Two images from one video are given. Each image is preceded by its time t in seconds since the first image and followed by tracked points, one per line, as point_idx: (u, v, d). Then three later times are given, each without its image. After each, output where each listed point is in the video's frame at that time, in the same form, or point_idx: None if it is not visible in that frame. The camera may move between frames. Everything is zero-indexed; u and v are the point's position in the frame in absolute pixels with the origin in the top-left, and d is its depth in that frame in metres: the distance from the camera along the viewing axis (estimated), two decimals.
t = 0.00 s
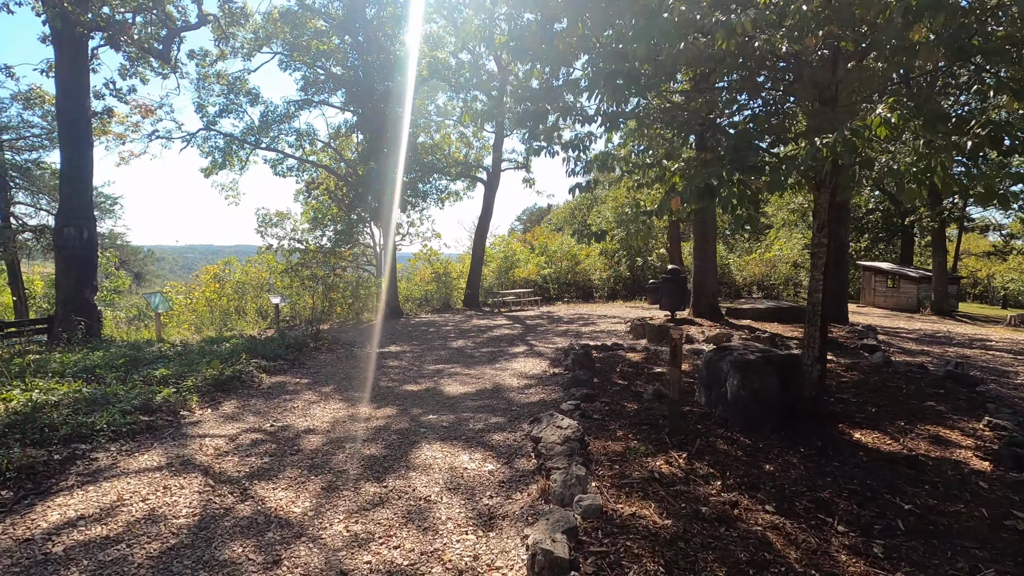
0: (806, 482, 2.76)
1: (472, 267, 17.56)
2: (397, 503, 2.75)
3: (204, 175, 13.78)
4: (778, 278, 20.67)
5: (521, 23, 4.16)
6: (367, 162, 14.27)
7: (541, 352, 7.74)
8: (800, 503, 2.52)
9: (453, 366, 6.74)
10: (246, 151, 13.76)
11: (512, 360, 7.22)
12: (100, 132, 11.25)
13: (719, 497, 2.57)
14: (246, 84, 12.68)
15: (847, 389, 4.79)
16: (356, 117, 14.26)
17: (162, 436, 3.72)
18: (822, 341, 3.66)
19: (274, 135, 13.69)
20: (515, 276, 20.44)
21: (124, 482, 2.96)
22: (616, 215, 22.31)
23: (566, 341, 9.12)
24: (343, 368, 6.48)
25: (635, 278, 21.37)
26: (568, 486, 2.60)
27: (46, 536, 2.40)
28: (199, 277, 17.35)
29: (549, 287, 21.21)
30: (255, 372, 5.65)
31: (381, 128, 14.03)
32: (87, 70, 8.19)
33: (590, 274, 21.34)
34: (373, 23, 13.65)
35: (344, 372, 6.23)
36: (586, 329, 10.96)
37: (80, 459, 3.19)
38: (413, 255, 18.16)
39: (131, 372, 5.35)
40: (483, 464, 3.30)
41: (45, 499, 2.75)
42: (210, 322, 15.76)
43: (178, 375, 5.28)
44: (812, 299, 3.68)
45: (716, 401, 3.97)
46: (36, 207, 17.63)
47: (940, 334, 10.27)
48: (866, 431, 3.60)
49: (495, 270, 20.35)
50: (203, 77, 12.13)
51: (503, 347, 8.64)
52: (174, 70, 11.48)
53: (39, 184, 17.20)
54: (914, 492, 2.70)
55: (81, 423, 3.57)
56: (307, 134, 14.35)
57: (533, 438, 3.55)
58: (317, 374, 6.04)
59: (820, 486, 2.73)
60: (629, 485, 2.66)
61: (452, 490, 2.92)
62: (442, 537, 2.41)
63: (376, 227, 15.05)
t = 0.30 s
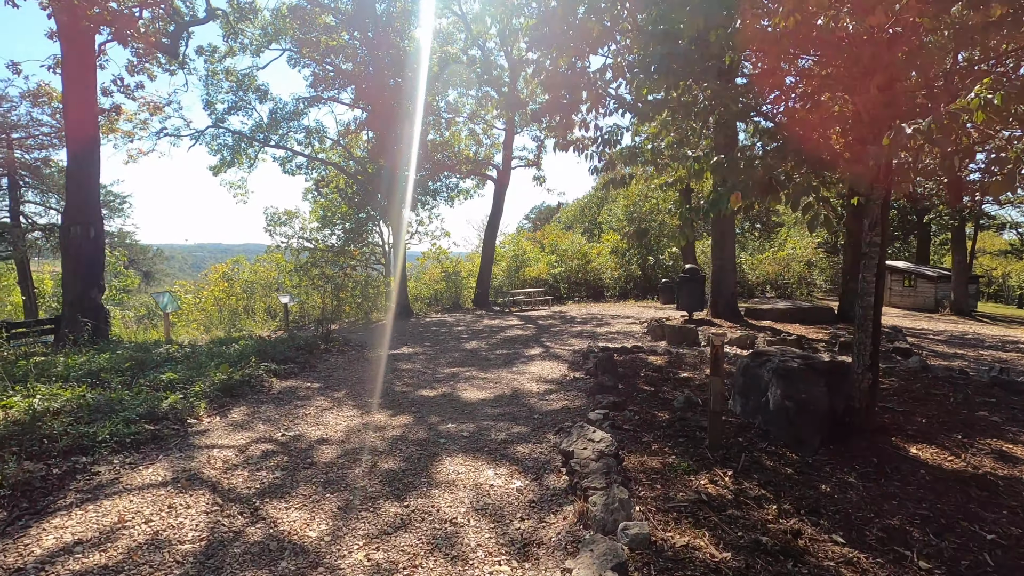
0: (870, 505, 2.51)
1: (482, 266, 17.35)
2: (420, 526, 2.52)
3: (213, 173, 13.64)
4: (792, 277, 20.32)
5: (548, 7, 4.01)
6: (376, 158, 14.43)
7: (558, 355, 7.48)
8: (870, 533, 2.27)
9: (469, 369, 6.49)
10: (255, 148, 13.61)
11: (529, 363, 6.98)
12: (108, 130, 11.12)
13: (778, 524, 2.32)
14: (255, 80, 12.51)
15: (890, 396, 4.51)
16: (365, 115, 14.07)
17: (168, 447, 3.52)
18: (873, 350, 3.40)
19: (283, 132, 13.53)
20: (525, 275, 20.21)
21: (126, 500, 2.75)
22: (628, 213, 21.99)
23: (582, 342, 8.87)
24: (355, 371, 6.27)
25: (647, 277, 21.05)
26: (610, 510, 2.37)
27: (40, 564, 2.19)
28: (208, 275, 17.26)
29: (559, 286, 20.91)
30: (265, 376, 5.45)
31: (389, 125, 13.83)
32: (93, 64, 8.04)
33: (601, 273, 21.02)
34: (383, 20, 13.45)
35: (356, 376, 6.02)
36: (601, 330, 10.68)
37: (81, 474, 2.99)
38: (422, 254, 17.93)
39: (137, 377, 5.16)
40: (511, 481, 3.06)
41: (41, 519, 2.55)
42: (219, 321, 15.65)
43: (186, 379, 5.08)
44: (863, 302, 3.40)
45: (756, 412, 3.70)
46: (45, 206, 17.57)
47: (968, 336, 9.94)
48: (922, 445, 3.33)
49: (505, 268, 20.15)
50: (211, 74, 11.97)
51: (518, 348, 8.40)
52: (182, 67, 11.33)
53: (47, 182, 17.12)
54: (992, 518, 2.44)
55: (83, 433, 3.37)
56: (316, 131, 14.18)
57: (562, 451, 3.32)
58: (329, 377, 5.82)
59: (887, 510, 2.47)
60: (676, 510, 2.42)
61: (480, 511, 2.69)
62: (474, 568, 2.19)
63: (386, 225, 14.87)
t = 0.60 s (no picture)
0: (945, 530, 2.25)
1: (491, 265, 17.11)
2: (443, 551, 2.29)
3: (219, 170, 13.47)
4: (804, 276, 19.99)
5: None
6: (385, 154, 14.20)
7: (574, 356, 7.23)
8: (952, 565, 2.01)
9: (483, 372, 6.25)
10: (261, 146, 13.43)
11: (544, 365, 6.74)
12: (113, 126, 10.97)
13: (846, 556, 2.07)
14: (261, 76, 12.30)
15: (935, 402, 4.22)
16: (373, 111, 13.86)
17: (168, 457, 3.31)
18: (929, 353, 3.11)
19: (290, 129, 13.34)
20: (534, 274, 19.98)
21: (121, 518, 2.54)
22: (637, 212, 21.69)
23: (597, 343, 8.62)
24: (365, 374, 6.04)
25: (657, 276, 20.75)
26: (654, 538, 2.12)
27: None
28: (215, 274, 17.11)
29: (568, 285, 20.63)
30: (272, 379, 5.23)
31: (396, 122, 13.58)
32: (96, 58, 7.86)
33: (610, 272, 20.72)
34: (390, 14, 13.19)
35: (366, 379, 5.80)
36: (615, 330, 10.41)
37: (74, 488, 2.78)
38: (429, 253, 17.76)
39: (138, 380, 4.94)
40: (537, 498, 2.82)
41: (27, 540, 2.34)
42: (225, 320, 15.52)
43: (190, 382, 4.87)
44: (917, 303, 3.12)
45: (797, 419, 3.45)
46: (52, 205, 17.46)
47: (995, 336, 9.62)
48: (984, 458, 3.06)
49: (514, 267, 19.94)
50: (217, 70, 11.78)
51: (530, 349, 8.16)
52: (187, 62, 11.15)
53: (54, 180, 17.04)
54: None
55: (78, 443, 3.16)
56: (323, 128, 13.97)
57: (591, 464, 3.07)
58: (338, 381, 5.60)
59: (964, 537, 2.21)
60: (729, 537, 2.17)
61: (506, 532, 2.46)
62: None
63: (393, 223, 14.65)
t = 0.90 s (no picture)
0: None
1: (498, 263, 16.81)
2: None
3: (223, 167, 13.26)
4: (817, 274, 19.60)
5: None
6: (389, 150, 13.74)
7: (589, 357, 6.94)
8: None
9: (497, 374, 5.97)
10: (265, 142, 13.19)
11: (559, 367, 6.45)
12: (115, 121, 10.76)
13: None
14: (265, 71, 12.06)
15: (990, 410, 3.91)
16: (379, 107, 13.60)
17: (164, 471, 3.05)
18: (1000, 360, 2.82)
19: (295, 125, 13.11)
20: (542, 272, 19.68)
21: (108, 543, 2.28)
22: (646, 209, 21.34)
23: (612, 343, 8.33)
24: (373, 376, 5.77)
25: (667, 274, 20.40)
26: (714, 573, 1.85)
27: None
28: (220, 273, 16.91)
29: (576, 284, 20.32)
30: (276, 382, 4.97)
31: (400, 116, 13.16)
32: (95, 48, 7.64)
33: (619, 271, 20.38)
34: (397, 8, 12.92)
35: (375, 382, 5.53)
36: (628, 330, 10.11)
37: (59, 507, 2.53)
38: (436, 251, 17.51)
39: (136, 384, 4.70)
40: (568, 519, 2.55)
41: (1, 570, 2.08)
42: (230, 319, 15.32)
43: (190, 387, 4.61)
44: (988, 304, 2.83)
45: (849, 431, 3.15)
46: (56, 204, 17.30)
47: None
48: None
49: (522, 266, 19.66)
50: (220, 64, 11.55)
51: (544, 350, 7.88)
52: (190, 56, 10.94)
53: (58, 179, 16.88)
54: None
55: (66, 455, 2.91)
56: (328, 124, 13.72)
57: (626, 480, 2.80)
58: (345, 384, 5.33)
59: None
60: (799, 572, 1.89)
61: (539, 561, 2.19)
62: None
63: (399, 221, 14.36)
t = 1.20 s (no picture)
0: None
1: (511, 262, 16.50)
2: None
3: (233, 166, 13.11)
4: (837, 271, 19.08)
5: None
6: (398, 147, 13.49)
7: (612, 360, 6.61)
8: None
9: (516, 379, 5.66)
10: (275, 140, 13.02)
11: (581, 370, 6.14)
12: (124, 120, 10.63)
13: None
14: (274, 67, 11.85)
15: None
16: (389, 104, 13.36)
17: (161, 490, 2.80)
18: None
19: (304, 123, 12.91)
20: (556, 271, 19.35)
21: None
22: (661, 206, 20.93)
23: (633, 344, 7.99)
24: (386, 381, 5.49)
25: (683, 273, 19.99)
26: None
27: None
28: (231, 274, 16.78)
29: (590, 282, 19.98)
30: (284, 388, 4.70)
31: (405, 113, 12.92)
32: (101, 45, 7.47)
33: (633, 269, 20.01)
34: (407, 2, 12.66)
35: (388, 388, 5.25)
36: (648, 330, 9.76)
37: (40, 536, 2.27)
38: (447, 250, 17.27)
39: (139, 391, 4.46)
40: (609, 550, 2.25)
41: None
42: (241, 321, 15.16)
43: (195, 394, 4.36)
44: None
45: (917, 446, 2.82)
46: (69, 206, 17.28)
47: None
48: None
49: (535, 265, 19.35)
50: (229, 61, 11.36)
51: (562, 351, 7.57)
52: (199, 54, 10.77)
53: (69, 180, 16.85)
54: None
55: (53, 473, 2.66)
56: (339, 122, 13.51)
57: (671, 504, 2.49)
58: (357, 390, 5.05)
59: None
60: None
61: None
62: None
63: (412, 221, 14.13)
